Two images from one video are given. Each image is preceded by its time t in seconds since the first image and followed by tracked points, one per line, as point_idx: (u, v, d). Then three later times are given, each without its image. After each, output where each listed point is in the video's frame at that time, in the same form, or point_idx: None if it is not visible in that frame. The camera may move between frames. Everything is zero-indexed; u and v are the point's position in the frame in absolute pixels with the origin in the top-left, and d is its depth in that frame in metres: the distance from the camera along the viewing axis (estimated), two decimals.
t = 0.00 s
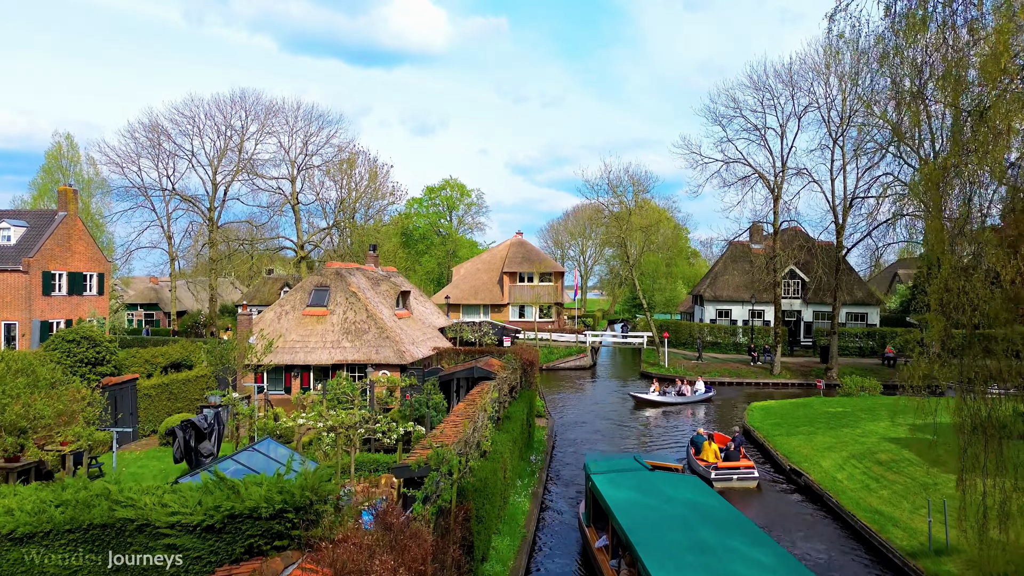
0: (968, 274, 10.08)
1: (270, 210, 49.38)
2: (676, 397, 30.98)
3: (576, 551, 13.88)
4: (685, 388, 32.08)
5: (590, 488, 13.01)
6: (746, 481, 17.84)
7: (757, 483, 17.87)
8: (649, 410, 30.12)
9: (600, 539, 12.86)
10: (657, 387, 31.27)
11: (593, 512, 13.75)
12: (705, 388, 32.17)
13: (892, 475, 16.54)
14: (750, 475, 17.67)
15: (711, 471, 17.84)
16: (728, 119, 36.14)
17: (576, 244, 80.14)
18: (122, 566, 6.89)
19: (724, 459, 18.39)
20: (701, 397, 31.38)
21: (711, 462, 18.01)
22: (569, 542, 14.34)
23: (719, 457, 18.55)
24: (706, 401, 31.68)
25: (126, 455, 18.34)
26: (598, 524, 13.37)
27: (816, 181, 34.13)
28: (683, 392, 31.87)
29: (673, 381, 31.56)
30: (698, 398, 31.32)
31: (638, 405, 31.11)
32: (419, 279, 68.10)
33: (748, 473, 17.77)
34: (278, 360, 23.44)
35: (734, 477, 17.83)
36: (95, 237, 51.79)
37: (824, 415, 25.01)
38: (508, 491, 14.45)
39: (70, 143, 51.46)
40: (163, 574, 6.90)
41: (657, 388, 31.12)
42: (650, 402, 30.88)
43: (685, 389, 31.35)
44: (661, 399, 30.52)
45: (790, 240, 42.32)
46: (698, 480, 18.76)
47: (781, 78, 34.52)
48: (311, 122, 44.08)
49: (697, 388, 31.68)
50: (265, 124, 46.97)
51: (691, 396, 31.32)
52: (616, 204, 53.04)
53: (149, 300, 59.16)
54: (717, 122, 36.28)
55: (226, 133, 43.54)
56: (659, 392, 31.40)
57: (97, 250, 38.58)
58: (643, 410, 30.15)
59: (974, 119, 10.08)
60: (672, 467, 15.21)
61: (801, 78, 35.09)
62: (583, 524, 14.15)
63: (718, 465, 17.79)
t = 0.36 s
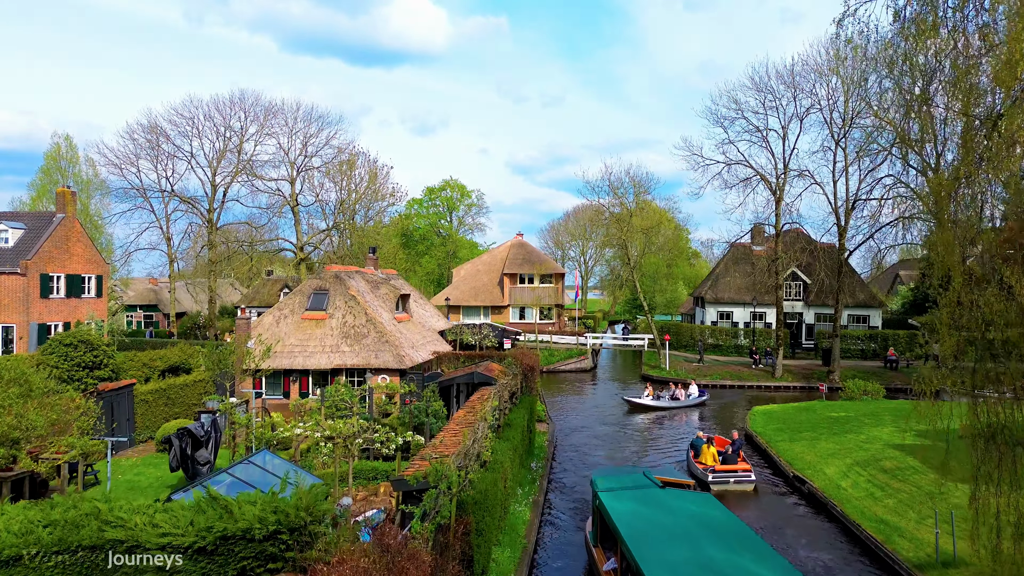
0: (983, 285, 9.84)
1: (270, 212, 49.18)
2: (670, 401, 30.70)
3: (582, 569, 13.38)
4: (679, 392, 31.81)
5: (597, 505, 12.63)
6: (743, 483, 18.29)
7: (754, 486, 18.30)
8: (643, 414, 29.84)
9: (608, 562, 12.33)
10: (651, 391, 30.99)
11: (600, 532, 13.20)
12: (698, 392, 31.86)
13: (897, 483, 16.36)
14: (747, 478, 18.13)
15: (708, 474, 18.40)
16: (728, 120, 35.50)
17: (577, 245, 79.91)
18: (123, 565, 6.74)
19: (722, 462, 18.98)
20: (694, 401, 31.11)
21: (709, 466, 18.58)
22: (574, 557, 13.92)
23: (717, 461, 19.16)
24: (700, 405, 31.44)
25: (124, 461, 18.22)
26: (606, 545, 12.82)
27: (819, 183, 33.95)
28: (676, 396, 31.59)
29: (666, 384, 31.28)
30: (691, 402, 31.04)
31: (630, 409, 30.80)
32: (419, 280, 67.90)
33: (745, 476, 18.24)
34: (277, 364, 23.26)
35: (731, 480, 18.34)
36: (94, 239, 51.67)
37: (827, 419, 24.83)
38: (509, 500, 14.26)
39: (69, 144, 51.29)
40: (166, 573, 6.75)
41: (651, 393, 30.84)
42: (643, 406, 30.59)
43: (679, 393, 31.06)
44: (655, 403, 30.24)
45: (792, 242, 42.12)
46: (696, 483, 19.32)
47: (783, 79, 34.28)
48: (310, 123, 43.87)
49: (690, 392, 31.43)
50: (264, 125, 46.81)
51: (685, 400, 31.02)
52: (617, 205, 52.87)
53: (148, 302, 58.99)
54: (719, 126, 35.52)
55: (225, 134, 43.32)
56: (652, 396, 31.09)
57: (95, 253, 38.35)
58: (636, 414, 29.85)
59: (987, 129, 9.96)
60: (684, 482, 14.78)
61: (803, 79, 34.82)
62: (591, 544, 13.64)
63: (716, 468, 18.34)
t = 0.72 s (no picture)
0: (998, 298, 9.63)
1: (269, 213, 49.04)
2: (663, 406, 30.35)
3: None
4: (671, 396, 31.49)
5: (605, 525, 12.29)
6: (740, 487, 18.56)
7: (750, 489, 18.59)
8: (637, 419, 29.53)
9: None
10: (644, 395, 30.65)
11: (607, 553, 12.67)
12: (691, 396, 31.54)
13: (902, 492, 16.16)
14: (744, 481, 18.40)
15: (705, 477, 18.75)
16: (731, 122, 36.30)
17: (577, 246, 79.73)
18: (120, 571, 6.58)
19: (720, 465, 19.23)
20: (687, 405, 30.79)
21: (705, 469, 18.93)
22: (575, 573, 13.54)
23: (716, 464, 19.42)
24: (693, 409, 31.16)
25: (120, 468, 18.06)
26: (613, 566, 12.30)
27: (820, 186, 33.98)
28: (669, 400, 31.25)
29: (659, 389, 30.93)
30: (683, 407, 30.75)
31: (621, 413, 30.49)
32: (418, 281, 67.69)
33: (742, 479, 18.53)
34: (276, 369, 23.08)
35: (728, 483, 18.64)
36: (93, 241, 51.52)
37: (829, 424, 24.62)
38: (509, 509, 14.07)
39: (68, 146, 51.16)
40: (166, 573, 6.60)
41: (645, 397, 30.50)
42: (635, 411, 30.25)
43: (672, 398, 30.72)
44: (648, 408, 29.91)
45: (793, 244, 41.91)
46: (694, 486, 19.64)
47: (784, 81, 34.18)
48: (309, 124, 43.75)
49: (683, 396, 31.14)
50: (263, 127, 46.68)
51: (678, 405, 30.70)
52: (617, 206, 52.70)
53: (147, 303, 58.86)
54: (721, 127, 36.24)
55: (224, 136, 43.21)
56: (645, 400, 30.72)
57: (93, 256, 38.16)
58: (629, 419, 29.54)
59: (1000, 139, 9.86)
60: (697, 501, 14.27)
61: (804, 80, 34.70)
62: (597, 565, 13.15)
63: (712, 472, 18.68)
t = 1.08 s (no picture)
0: (1014, 313, 9.86)
1: (269, 215, 48.90)
2: (656, 410, 29.95)
3: None
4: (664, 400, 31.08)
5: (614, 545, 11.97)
6: (738, 490, 18.73)
7: (748, 493, 18.76)
8: (630, 424, 29.11)
9: None
10: (637, 400, 30.23)
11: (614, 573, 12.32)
12: (683, 400, 31.14)
13: (907, 501, 15.95)
14: (741, 485, 18.57)
15: (703, 481, 18.95)
16: (733, 124, 36.36)
17: (577, 246, 79.55)
18: None
19: (719, 468, 19.37)
20: (679, 409, 30.39)
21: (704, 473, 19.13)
22: None
23: (715, 467, 19.56)
24: (686, 414, 30.80)
25: (116, 476, 17.88)
26: None
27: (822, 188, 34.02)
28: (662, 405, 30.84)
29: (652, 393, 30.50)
30: (677, 412, 30.29)
31: (613, 419, 30.11)
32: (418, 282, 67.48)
33: (739, 482, 18.72)
34: (274, 374, 22.90)
35: (726, 486, 18.79)
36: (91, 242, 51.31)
37: (832, 430, 24.40)
38: (509, 520, 13.88)
39: (67, 147, 50.98)
40: None
41: (638, 402, 30.07)
42: (628, 416, 29.80)
43: (664, 402, 30.29)
44: (641, 413, 29.48)
45: (795, 247, 41.68)
46: (693, 488, 19.91)
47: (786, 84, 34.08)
48: (309, 126, 43.61)
49: (676, 400, 30.75)
50: (263, 128, 46.56)
51: (671, 409, 30.25)
52: (618, 207, 52.51)
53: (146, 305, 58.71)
54: (722, 130, 36.41)
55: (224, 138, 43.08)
56: (638, 405, 30.27)
57: (92, 258, 37.96)
58: (621, 424, 29.14)
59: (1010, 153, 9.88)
60: (712, 521, 13.85)
61: (806, 82, 34.56)
62: None
63: (709, 475, 18.88)
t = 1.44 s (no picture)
0: None
1: (268, 217, 48.75)
2: (648, 415, 29.70)
3: None
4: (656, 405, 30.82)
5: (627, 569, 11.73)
6: (734, 494, 19.19)
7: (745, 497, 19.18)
8: (624, 430, 28.83)
9: None
10: (630, 405, 29.99)
11: None
12: (675, 404, 30.89)
13: (911, 511, 15.78)
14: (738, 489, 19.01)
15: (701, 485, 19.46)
16: (734, 126, 36.30)
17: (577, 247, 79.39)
18: None
19: (716, 472, 19.83)
20: (672, 414, 30.14)
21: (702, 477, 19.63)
22: None
23: (713, 471, 20.05)
24: (679, 419, 30.58)
25: (112, 484, 17.75)
26: None
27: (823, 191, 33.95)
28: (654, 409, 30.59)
29: (644, 398, 30.26)
30: (668, 416, 30.08)
31: (608, 424, 29.87)
32: (418, 283, 67.29)
33: (737, 487, 19.12)
34: (272, 379, 22.75)
35: (723, 490, 19.27)
36: (90, 244, 51.15)
37: (835, 435, 24.24)
38: (508, 531, 13.73)
39: (66, 149, 50.78)
40: None
41: (631, 407, 29.82)
42: (621, 421, 29.53)
43: (657, 407, 30.05)
44: (634, 418, 29.22)
45: (796, 249, 41.49)
46: (692, 491, 20.32)
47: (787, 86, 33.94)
48: (308, 127, 43.47)
49: (668, 404, 30.48)
50: (262, 130, 46.42)
51: (662, 414, 30.03)
52: (619, 207, 52.39)
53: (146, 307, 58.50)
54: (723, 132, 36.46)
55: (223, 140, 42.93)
56: (631, 410, 30.01)
57: (90, 261, 37.78)
58: (615, 430, 28.88)
59: None
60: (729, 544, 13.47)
61: (808, 84, 34.39)
62: None
63: (707, 479, 19.38)
